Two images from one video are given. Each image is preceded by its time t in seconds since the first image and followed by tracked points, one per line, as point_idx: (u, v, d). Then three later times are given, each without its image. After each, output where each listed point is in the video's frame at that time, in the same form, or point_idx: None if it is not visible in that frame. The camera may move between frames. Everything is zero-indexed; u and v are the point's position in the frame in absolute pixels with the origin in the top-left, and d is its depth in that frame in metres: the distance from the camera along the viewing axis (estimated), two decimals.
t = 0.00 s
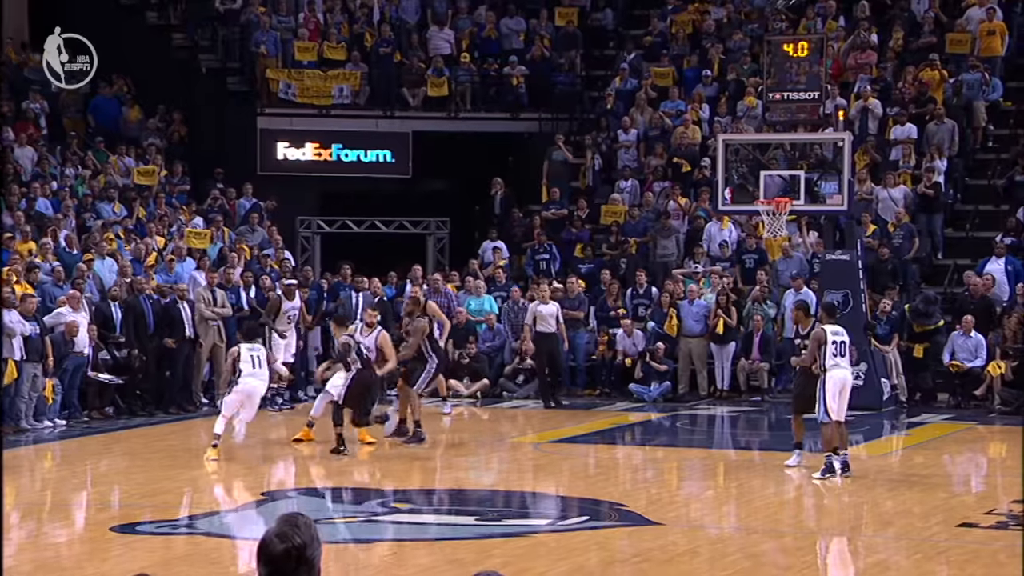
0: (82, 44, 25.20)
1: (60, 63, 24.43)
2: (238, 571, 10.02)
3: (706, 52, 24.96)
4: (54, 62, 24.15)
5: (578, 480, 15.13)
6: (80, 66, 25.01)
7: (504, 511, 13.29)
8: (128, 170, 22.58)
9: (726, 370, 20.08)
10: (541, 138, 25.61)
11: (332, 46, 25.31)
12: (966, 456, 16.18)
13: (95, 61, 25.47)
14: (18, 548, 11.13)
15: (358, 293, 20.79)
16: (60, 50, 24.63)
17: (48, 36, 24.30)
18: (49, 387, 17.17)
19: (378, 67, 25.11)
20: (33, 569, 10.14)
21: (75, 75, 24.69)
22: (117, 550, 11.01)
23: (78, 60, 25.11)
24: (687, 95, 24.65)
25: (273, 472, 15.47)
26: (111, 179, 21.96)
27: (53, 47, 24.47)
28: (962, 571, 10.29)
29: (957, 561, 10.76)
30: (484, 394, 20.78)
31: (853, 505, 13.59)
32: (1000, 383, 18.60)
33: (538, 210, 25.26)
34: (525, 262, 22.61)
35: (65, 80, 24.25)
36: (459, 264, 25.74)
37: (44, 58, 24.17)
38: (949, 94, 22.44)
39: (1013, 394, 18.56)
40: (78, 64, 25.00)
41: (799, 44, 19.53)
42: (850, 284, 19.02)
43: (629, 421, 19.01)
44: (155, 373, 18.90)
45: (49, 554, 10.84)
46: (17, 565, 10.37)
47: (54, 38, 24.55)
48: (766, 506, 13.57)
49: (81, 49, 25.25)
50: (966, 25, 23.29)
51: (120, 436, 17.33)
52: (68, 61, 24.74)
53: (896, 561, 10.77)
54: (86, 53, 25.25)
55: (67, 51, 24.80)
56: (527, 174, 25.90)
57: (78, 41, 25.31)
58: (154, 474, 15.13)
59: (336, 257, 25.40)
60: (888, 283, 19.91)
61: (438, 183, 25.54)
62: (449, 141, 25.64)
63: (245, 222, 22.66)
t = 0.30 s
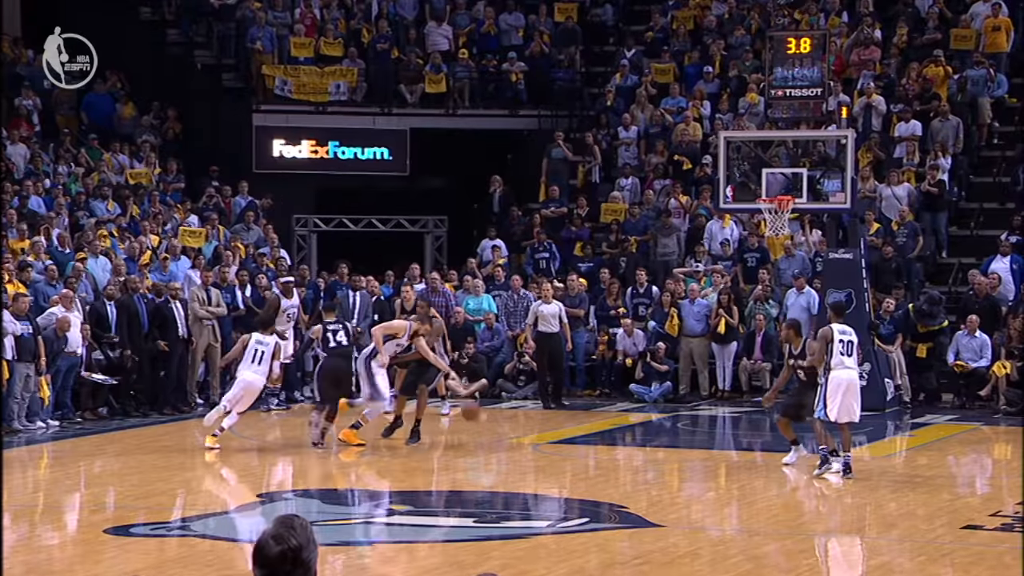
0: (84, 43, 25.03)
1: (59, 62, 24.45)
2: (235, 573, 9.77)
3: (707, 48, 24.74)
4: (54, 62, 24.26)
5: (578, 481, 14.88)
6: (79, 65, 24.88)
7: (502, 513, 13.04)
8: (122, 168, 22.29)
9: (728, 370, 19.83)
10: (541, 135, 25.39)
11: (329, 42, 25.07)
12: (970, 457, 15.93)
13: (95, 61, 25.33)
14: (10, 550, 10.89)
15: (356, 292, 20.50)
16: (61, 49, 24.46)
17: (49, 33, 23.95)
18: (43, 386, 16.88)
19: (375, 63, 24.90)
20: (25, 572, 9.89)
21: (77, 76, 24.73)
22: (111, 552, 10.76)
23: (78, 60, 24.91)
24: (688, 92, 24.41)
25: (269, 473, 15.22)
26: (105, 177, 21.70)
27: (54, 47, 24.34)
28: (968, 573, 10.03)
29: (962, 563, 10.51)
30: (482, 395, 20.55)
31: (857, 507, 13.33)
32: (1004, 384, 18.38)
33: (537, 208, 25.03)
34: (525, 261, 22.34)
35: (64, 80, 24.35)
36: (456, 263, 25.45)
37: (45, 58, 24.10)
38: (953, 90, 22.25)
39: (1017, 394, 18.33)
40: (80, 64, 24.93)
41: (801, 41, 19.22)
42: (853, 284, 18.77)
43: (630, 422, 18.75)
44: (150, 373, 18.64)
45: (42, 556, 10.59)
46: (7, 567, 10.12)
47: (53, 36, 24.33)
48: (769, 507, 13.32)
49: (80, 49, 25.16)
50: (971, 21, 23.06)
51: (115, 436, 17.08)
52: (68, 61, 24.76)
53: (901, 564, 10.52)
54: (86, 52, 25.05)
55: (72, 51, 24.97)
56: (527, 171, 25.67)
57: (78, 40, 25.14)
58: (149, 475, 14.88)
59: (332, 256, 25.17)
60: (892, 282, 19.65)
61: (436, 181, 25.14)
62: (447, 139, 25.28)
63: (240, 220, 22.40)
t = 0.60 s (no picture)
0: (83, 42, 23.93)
1: (58, 63, 23.49)
2: None
3: (690, 44, 24.52)
4: (54, 62, 23.26)
5: (560, 483, 14.62)
6: (79, 65, 23.81)
7: (482, 515, 12.77)
8: (96, 166, 21.94)
9: (711, 370, 19.64)
10: (522, 132, 25.13)
11: (307, 38, 24.86)
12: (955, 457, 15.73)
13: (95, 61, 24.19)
14: None
15: (335, 291, 20.10)
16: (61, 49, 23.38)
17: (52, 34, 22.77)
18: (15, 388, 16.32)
19: (354, 59, 24.64)
20: None
21: (76, 77, 23.76)
22: (85, 556, 10.46)
23: (78, 59, 23.79)
24: (671, 88, 24.18)
25: (246, 475, 14.92)
26: (79, 174, 21.34)
27: (53, 46, 23.32)
28: None
29: (946, 565, 10.28)
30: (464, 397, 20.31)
31: (841, 508, 13.10)
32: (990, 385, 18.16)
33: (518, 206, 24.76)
34: (506, 260, 22.08)
35: (64, 81, 23.54)
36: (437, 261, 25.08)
37: (44, 58, 23.20)
38: (937, 87, 22.08)
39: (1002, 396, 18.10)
40: (80, 64, 23.83)
41: (785, 37, 19.17)
42: (838, 282, 18.57)
43: (612, 423, 18.50)
44: (124, 374, 18.32)
45: (12, 560, 10.29)
46: None
47: (54, 36, 23.25)
48: (753, 509, 13.08)
49: (81, 48, 24.01)
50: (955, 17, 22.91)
51: (89, 439, 16.74)
52: (67, 61, 23.71)
53: (886, 566, 10.29)
54: (86, 51, 23.91)
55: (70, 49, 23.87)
56: (507, 168, 25.32)
57: (77, 39, 23.92)
58: (123, 478, 14.57)
59: (310, 254, 24.82)
60: (877, 281, 19.51)
61: (416, 178, 24.78)
62: (427, 136, 24.91)
63: (217, 219, 22.05)
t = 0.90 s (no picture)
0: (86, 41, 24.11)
1: (58, 63, 23.85)
2: None
3: (663, 44, 24.36)
4: (52, 61, 23.68)
5: (531, 488, 14.39)
6: (79, 65, 24.00)
7: (451, 520, 12.53)
8: (59, 167, 21.57)
9: (683, 373, 19.41)
10: (492, 132, 24.91)
11: (274, 37, 24.54)
12: (929, 460, 15.57)
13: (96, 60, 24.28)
14: None
15: (303, 293, 19.90)
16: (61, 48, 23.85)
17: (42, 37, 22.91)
18: None
19: (322, 58, 24.39)
20: None
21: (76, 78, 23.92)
22: (45, 563, 10.16)
23: (78, 60, 23.96)
24: (643, 89, 24.01)
25: (212, 481, 14.63)
26: (42, 175, 20.95)
27: (54, 46, 23.83)
28: None
29: (921, 570, 10.10)
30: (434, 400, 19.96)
31: (816, 512, 12.90)
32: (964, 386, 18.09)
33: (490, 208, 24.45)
34: (477, 262, 21.85)
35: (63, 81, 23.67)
36: (407, 263, 24.81)
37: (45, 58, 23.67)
38: (910, 88, 22.01)
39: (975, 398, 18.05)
40: (80, 64, 24.01)
41: (758, 37, 18.96)
42: (812, 285, 18.42)
43: (584, 427, 18.29)
44: (88, 379, 17.91)
45: None
46: None
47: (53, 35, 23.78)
48: (727, 513, 12.88)
49: (81, 48, 24.13)
50: (928, 18, 22.85)
51: (51, 444, 16.40)
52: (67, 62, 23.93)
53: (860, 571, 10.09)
54: (87, 52, 24.07)
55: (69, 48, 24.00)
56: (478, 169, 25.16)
57: (78, 39, 24.11)
58: (87, 484, 14.24)
59: (278, 256, 24.62)
60: (850, 283, 19.42)
61: (385, 180, 24.43)
62: (399, 136, 24.63)
63: (183, 220, 21.70)
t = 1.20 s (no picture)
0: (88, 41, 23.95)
1: (57, 63, 23.74)
2: None
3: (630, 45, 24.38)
4: (54, 61, 23.66)
5: (498, 489, 14.36)
6: (80, 65, 23.87)
7: (418, 522, 12.49)
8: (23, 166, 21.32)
9: (650, 373, 19.55)
10: (459, 133, 24.90)
11: (240, 37, 24.52)
12: (895, 461, 15.62)
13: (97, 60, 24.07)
14: None
15: (271, 294, 19.89)
16: (61, 48, 23.77)
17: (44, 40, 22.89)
18: None
19: (288, 59, 24.35)
20: None
21: (78, 78, 23.81)
22: (8, 567, 10.05)
23: (78, 60, 23.82)
24: (610, 90, 24.05)
25: (178, 483, 14.53)
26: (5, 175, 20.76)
27: (54, 47, 23.74)
28: None
29: (886, 570, 10.14)
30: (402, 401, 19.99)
31: (782, 513, 12.92)
32: (929, 387, 18.40)
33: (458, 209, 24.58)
34: (445, 262, 21.81)
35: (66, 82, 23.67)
36: (374, 264, 24.80)
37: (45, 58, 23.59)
38: (876, 89, 22.17)
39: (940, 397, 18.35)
40: (80, 64, 23.88)
41: (724, 38, 18.95)
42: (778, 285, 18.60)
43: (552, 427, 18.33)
44: (52, 380, 17.74)
45: None
46: None
47: (53, 35, 23.73)
48: (694, 514, 12.89)
49: (81, 48, 23.87)
50: (892, 19, 22.95)
51: (15, 446, 16.26)
52: (68, 62, 23.77)
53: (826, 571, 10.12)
54: (87, 51, 23.87)
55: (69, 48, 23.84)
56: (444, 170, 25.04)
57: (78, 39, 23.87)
58: (51, 486, 14.11)
59: (244, 256, 24.49)
60: (817, 283, 19.43)
61: (352, 181, 24.39)
62: (367, 135, 24.51)
63: (148, 221, 21.50)
